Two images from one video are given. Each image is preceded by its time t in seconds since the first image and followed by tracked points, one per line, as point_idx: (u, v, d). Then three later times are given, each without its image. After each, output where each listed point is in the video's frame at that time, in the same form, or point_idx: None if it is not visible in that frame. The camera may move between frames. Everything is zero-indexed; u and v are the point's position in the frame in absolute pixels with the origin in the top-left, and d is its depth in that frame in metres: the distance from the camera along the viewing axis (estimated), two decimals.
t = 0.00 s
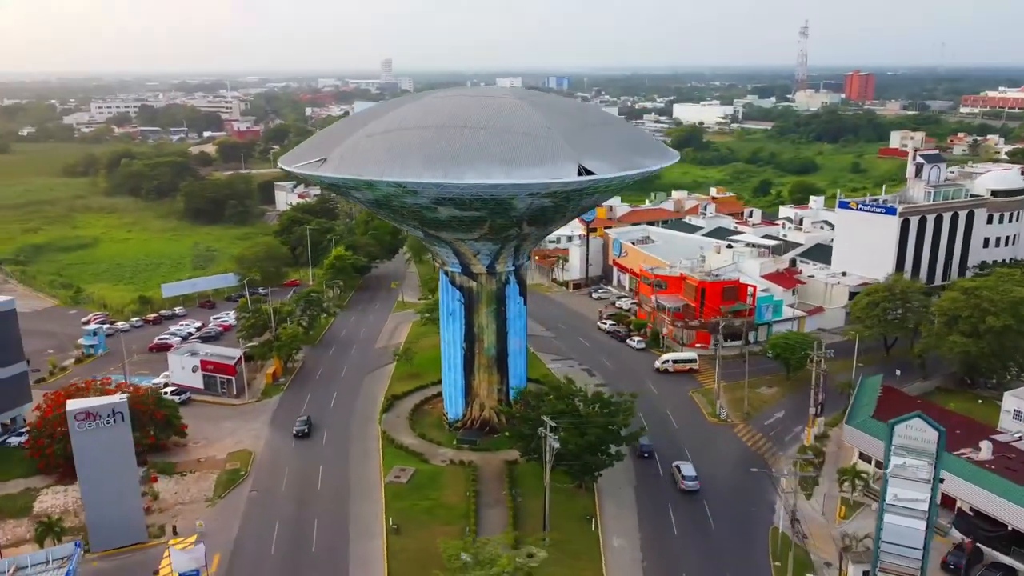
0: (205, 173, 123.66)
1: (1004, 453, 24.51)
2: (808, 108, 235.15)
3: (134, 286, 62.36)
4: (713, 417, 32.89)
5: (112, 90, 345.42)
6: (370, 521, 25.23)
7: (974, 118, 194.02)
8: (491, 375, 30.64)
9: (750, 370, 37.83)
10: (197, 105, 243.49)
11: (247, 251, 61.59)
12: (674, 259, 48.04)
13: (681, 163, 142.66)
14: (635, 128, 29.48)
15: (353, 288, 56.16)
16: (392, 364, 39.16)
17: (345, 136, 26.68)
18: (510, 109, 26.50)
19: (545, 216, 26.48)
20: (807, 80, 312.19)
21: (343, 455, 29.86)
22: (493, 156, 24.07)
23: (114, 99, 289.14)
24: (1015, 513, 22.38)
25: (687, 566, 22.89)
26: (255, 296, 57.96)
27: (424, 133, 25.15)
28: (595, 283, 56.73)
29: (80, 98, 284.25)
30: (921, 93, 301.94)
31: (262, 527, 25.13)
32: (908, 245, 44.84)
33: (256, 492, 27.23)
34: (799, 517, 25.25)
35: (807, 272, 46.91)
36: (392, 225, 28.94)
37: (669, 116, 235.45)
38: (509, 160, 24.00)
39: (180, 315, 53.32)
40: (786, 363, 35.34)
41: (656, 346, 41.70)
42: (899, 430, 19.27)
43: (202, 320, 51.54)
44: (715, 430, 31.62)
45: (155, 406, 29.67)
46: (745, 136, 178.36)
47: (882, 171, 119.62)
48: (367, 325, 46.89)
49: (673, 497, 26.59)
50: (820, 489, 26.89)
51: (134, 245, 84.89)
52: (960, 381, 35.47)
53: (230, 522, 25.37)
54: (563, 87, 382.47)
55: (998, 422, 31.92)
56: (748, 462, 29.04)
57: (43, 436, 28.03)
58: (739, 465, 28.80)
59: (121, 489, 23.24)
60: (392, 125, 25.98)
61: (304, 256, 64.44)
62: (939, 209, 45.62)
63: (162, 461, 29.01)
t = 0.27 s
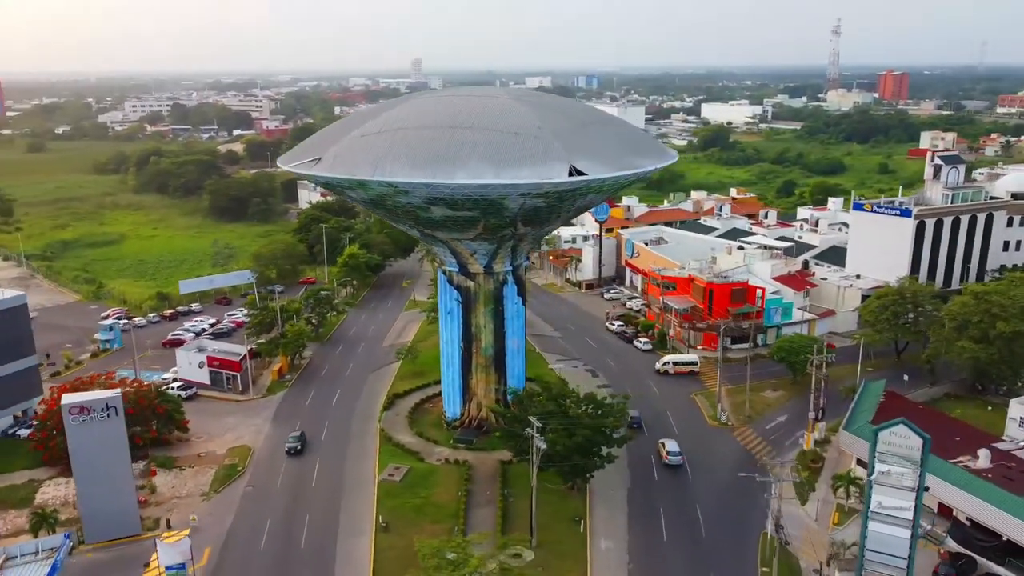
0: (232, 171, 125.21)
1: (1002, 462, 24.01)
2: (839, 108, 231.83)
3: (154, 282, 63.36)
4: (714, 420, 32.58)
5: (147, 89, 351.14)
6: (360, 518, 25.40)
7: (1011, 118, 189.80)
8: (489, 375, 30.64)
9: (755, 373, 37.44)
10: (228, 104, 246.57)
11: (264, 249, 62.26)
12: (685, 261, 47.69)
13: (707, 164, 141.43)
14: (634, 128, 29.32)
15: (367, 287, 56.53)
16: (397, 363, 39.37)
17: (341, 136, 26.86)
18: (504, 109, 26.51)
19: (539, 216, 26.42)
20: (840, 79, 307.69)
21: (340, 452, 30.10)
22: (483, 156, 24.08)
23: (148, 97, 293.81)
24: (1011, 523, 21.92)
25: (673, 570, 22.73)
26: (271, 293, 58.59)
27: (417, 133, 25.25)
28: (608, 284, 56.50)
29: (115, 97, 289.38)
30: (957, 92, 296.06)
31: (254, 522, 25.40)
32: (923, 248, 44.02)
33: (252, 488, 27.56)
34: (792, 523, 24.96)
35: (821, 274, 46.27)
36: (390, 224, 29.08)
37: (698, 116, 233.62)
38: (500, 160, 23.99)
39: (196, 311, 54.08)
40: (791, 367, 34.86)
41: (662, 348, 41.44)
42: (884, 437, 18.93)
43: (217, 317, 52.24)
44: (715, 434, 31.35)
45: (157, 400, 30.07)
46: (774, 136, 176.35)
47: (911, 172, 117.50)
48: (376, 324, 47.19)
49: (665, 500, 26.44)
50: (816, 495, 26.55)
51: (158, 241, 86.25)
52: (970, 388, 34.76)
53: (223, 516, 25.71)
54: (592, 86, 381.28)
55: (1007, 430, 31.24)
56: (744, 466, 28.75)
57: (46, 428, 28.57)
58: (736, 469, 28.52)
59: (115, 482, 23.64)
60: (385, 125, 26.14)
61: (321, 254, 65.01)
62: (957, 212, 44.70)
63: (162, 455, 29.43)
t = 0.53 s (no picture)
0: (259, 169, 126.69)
1: (1001, 471, 23.47)
2: (872, 108, 228.24)
3: (175, 279, 64.35)
4: (715, 423, 32.28)
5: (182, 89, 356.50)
6: (352, 516, 25.58)
7: None
8: (487, 375, 30.68)
9: (761, 377, 37.02)
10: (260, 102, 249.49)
11: (282, 247, 62.91)
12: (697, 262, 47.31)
13: (734, 164, 140.03)
14: (633, 128, 29.12)
15: (380, 285, 56.86)
16: (402, 361, 39.56)
17: (338, 136, 27.07)
18: (500, 110, 26.50)
19: (534, 216, 26.35)
20: (874, 79, 302.90)
21: (338, 450, 30.33)
22: (475, 156, 24.06)
23: (181, 96, 297.82)
24: (1005, 534, 21.43)
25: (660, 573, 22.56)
26: (286, 290, 59.19)
27: (411, 133, 25.35)
28: (621, 284, 56.24)
29: (151, 96, 294.22)
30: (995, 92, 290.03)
31: (247, 518, 25.65)
32: (939, 251, 43.19)
33: (248, 483, 27.87)
34: (784, 529, 24.65)
35: (834, 276, 45.60)
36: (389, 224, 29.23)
37: (727, 116, 231.50)
38: (491, 160, 23.97)
39: (213, 308, 54.84)
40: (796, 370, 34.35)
41: (669, 350, 41.16)
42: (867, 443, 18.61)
43: (232, 313, 52.90)
44: (714, 437, 31.08)
45: (160, 395, 30.56)
46: (803, 136, 174.11)
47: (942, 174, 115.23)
48: (386, 322, 47.46)
49: (657, 503, 26.27)
50: (812, 500, 26.19)
51: (183, 238, 87.57)
52: (981, 395, 34.01)
53: (218, 511, 26.04)
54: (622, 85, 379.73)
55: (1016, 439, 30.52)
56: (741, 470, 28.44)
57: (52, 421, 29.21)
58: (733, 473, 28.25)
59: (110, 475, 24.05)
60: (381, 125, 26.28)
61: (338, 252, 65.52)
62: (975, 214, 43.77)
63: (164, 449, 29.92)
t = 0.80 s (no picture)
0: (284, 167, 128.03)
1: (998, 481, 22.96)
2: (905, 108, 224.47)
3: (194, 276, 65.28)
4: (715, 426, 31.96)
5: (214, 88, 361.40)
6: (343, 514, 25.79)
7: None
8: (484, 375, 30.72)
9: (766, 380, 36.61)
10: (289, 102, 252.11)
11: (298, 245, 63.47)
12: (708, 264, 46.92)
13: (760, 164, 138.54)
14: (631, 129, 29.00)
15: (394, 284, 57.13)
16: (407, 360, 39.73)
17: (335, 136, 27.28)
18: (495, 111, 26.54)
19: (528, 217, 26.33)
20: (908, 78, 297.84)
21: (336, 448, 30.57)
22: (466, 156, 24.11)
23: (213, 95, 301.86)
24: (997, 546, 20.97)
25: None
26: (301, 288, 59.70)
27: (405, 134, 25.47)
28: (634, 285, 55.91)
29: (184, 95, 298.57)
30: None
31: (240, 514, 25.94)
32: (954, 254, 42.36)
33: (245, 479, 28.21)
34: (776, 536, 24.35)
35: (846, 279, 44.91)
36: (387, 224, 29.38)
37: (756, 116, 229.18)
38: (482, 160, 23.99)
39: (228, 305, 55.53)
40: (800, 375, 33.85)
41: (676, 352, 40.87)
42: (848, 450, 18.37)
43: (246, 310, 53.51)
44: (713, 441, 30.81)
45: (163, 391, 30.93)
46: (832, 137, 171.77)
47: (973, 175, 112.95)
48: (396, 320, 47.70)
49: (649, 506, 26.11)
50: (806, 507, 25.85)
51: (206, 235, 88.80)
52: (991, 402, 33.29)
53: (213, 506, 26.39)
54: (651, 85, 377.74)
55: None
56: (738, 475, 28.15)
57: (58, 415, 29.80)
58: (728, 478, 27.99)
59: (106, 469, 24.48)
60: (376, 126, 26.43)
61: (354, 251, 65.96)
62: (992, 217, 42.86)
63: (166, 444, 30.35)
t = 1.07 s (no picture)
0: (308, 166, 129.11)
1: (994, 490, 22.56)
2: (937, 108, 220.68)
3: (213, 272, 66.14)
4: (715, 429, 31.71)
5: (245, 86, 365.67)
6: (335, 511, 25.98)
7: None
8: (482, 375, 30.77)
9: (771, 383, 36.21)
10: (317, 100, 254.27)
11: (315, 243, 64.01)
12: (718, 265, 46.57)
13: (786, 164, 137.06)
14: (631, 129, 28.81)
15: (407, 283, 57.40)
16: (412, 359, 39.89)
17: (333, 136, 27.44)
18: (491, 111, 26.54)
19: (523, 217, 26.29)
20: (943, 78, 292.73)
21: (334, 445, 30.81)
22: (459, 156, 24.13)
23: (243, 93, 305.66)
24: (988, 557, 20.57)
25: None
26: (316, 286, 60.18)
27: (399, 133, 25.55)
28: (647, 286, 55.60)
29: (215, 93, 302.35)
30: None
31: (235, 509, 26.23)
32: (970, 258, 41.56)
33: (242, 475, 28.50)
34: (767, 542, 24.11)
35: (859, 282, 44.34)
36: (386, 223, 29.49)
37: (784, 115, 226.80)
38: (474, 161, 24.02)
39: (243, 301, 56.17)
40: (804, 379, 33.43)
41: (682, 354, 40.61)
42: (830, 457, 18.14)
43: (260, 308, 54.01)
44: (712, 444, 30.56)
45: (166, 386, 31.41)
46: (861, 137, 169.45)
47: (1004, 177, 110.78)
48: (405, 319, 47.91)
49: (641, 509, 25.96)
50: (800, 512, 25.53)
51: (228, 233, 89.91)
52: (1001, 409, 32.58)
53: (209, 500, 26.73)
54: (681, 83, 376.24)
55: None
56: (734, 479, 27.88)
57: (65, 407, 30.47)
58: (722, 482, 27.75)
59: (104, 461, 24.96)
60: (372, 126, 26.55)
61: (370, 249, 66.35)
62: (1010, 220, 42.01)
63: (169, 439, 30.81)
